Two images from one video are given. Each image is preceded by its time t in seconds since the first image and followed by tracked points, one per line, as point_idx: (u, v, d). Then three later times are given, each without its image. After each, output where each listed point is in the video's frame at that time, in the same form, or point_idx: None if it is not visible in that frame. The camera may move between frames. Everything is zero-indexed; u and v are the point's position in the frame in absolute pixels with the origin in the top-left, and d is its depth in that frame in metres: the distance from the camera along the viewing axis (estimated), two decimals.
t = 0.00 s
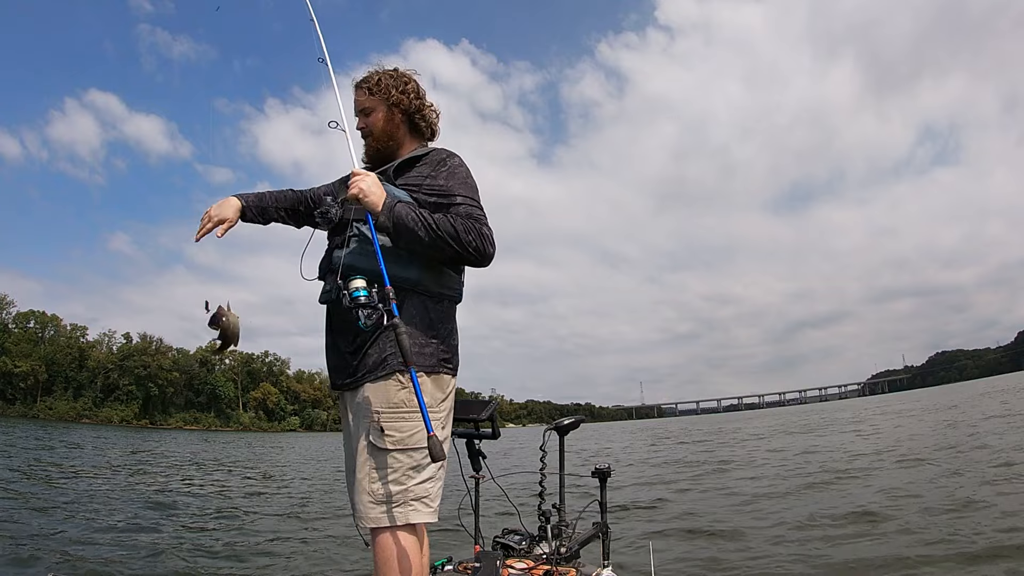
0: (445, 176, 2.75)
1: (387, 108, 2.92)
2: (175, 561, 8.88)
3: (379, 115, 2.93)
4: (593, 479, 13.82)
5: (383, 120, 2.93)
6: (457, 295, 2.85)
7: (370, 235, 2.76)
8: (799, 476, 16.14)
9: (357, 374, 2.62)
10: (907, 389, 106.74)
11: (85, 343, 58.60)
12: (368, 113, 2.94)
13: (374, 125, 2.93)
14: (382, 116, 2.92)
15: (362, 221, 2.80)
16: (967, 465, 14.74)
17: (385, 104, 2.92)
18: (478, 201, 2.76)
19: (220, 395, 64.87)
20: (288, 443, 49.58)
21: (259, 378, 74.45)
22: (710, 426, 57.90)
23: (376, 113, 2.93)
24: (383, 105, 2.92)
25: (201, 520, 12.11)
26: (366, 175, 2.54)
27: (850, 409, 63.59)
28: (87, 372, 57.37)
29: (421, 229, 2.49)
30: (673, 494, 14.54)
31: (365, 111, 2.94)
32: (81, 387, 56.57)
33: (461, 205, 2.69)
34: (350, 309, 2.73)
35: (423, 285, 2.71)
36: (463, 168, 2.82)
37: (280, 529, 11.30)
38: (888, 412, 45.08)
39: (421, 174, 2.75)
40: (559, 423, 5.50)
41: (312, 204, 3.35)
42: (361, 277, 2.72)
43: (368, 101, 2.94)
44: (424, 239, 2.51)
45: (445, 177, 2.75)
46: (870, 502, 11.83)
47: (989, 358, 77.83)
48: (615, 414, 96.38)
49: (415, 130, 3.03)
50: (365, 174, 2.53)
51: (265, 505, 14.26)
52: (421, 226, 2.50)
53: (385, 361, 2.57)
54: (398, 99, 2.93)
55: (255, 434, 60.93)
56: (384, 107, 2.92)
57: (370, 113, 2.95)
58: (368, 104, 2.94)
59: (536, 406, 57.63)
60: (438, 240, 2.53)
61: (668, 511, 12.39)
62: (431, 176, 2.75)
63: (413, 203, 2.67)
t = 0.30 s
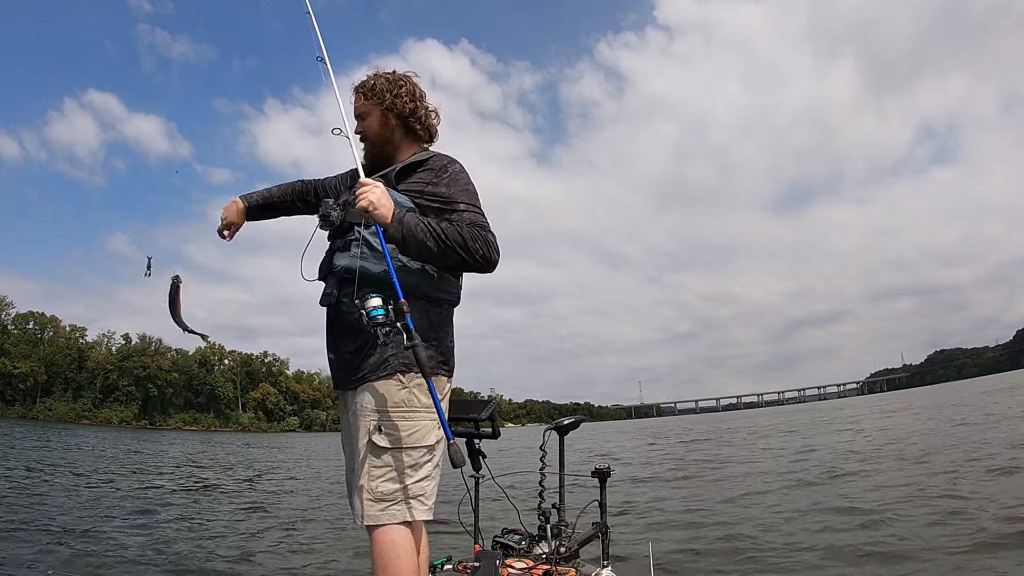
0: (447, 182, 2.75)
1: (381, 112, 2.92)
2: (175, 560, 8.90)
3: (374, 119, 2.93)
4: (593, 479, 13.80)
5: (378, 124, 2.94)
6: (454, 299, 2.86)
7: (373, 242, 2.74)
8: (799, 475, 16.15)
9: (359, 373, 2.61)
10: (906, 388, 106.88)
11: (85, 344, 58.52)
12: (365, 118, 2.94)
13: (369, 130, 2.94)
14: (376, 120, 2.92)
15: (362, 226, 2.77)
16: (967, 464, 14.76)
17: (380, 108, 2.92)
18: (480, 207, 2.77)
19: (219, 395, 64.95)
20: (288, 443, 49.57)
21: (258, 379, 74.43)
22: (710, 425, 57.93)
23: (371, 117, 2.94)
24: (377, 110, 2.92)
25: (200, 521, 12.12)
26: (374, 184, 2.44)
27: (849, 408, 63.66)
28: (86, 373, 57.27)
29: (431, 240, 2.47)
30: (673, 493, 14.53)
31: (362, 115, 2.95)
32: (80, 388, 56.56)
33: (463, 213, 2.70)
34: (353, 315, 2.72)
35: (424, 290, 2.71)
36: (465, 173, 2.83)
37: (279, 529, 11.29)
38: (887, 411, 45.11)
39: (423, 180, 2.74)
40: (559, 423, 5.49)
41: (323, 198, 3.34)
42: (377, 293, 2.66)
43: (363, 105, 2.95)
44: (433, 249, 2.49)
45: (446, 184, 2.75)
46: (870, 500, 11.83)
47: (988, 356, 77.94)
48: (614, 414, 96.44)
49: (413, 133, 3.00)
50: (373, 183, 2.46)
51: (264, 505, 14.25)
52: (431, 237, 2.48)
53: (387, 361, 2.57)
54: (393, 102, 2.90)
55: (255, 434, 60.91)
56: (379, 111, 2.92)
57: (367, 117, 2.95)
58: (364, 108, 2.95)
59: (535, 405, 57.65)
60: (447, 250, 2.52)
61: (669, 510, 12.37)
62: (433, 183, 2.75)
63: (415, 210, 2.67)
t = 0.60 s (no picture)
0: (430, 177, 2.75)
1: (371, 111, 2.92)
2: (176, 561, 8.94)
3: (364, 119, 2.94)
4: (593, 478, 13.79)
5: (369, 124, 2.94)
6: (451, 294, 2.84)
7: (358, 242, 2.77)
8: (799, 474, 16.14)
9: (353, 373, 2.63)
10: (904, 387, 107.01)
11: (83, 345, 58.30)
12: (355, 118, 2.95)
13: (360, 129, 2.94)
14: (367, 119, 2.93)
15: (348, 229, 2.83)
16: (966, 462, 14.74)
17: (371, 108, 2.93)
18: (464, 202, 2.74)
19: (218, 396, 64.88)
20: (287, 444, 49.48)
21: (257, 379, 74.27)
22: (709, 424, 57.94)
23: (361, 117, 2.94)
24: (368, 109, 2.93)
25: (201, 522, 12.16)
26: (353, 181, 2.54)
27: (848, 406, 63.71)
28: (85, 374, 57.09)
29: (407, 233, 2.47)
30: (673, 492, 14.53)
31: (352, 115, 2.96)
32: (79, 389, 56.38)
33: (445, 207, 2.68)
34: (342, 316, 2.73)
35: (414, 287, 2.69)
36: (450, 169, 2.82)
37: (280, 530, 11.27)
38: (885, 409, 45.22)
39: (406, 177, 2.75)
40: (559, 423, 5.49)
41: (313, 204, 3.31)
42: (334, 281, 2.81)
43: (354, 106, 2.96)
44: (408, 243, 2.48)
45: (429, 179, 2.74)
46: (870, 499, 11.84)
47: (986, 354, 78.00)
48: (613, 413, 96.45)
49: (404, 134, 3.01)
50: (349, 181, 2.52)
51: (265, 506, 14.24)
52: (407, 229, 2.48)
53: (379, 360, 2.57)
54: (382, 102, 2.92)
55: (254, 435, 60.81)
56: (370, 110, 2.93)
57: (357, 117, 2.96)
58: (355, 108, 2.95)
59: (534, 405, 57.63)
60: (424, 244, 2.51)
61: (669, 509, 12.36)
62: (416, 179, 2.75)
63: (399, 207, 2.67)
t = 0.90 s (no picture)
0: (432, 172, 2.75)
1: (377, 107, 2.94)
2: (176, 559, 8.95)
3: (369, 115, 2.95)
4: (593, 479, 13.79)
5: (373, 120, 2.95)
6: (451, 293, 2.85)
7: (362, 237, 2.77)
8: (798, 476, 16.13)
9: (354, 376, 2.63)
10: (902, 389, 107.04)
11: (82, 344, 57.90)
12: (359, 113, 2.96)
13: (365, 124, 2.94)
14: (373, 115, 2.94)
15: (351, 227, 2.83)
16: (966, 464, 14.73)
17: (376, 103, 2.95)
18: (466, 197, 2.76)
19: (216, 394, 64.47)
20: (285, 443, 49.43)
21: (256, 378, 74.16)
22: (707, 425, 57.88)
23: (366, 113, 2.96)
24: (373, 105, 2.95)
25: (201, 519, 12.16)
26: (359, 164, 2.58)
27: (846, 408, 63.65)
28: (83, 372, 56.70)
29: (412, 220, 2.49)
30: (672, 493, 14.51)
31: (356, 110, 2.97)
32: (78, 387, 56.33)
33: (448, 200, 2.68)
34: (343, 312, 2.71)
35: (416, 286, 2.70)
36: (452, 165, 2.83)
37: (283, 529, 11.23)
38: (884, 411, 45.27)
39: (409, 174, 2.75)
40: (560, 423, 5.49)
41: (308, 199, 3.33)
42: (337, 256, 2.80)
43: (359, 101, 2.97)
44: (413, 231, 2.50)
45: (431, 175, 2.75)
46: (869, 500, 11.85)
47: (985, 357, 78.05)
48: (612, 414, 96.34)
49: (406, 131, 3.04)
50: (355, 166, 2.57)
51: (266, 505, 14.19)
52: (412, 218, 2.50)
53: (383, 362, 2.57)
54: (388, 99, 2.96)
55: (252, 434, 60.64)
56: (375, 106, 2.95)
57: (361, 112, 2.97)
58: (360, 104, 2.96)
59: (533, 405, 57.59)
60: (428, 232, 2.52)
61: (669, 510, 12.35)
62: (418, 175, 2.75)
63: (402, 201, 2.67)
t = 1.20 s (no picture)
0: (432, 171, 2.75)
1: (372, 103, 2.96)
2: (176, 556, 8.99)
3: (364, 110, 2.95)
4: (593, 479, 13.79)
5: (369, 115, 2.95)
6: (449, 291, 2.85)
7: (363, 235, 2.77)
8: (797, 476, 16.14)
9: (353, 375, 2.62)
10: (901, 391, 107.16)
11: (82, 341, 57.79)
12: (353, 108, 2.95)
13: (361, 119, 2.92)
14: (367, 110, 2.94)
15: (353, 224, 2.81)
16: (965, 466, 14.76)
17: (370, 101, 2.97)
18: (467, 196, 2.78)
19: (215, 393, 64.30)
20: (284, 441, 49.46)
21: (255, 377, 74.12)
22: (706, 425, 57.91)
23: (361, 108, 2.95)
24: (367, 101, 2.96)
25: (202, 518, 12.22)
26: (370, 153, 2.54)
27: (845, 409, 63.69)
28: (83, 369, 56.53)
29: (421, 214, 2.48)
30: (671, 493, 14.51)
31: (350, 106, 2.96)
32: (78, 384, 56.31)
33: (450, 198, 2.69)
34: (344, 311, 2.70)
35: (416, 284, 2.70)
36: (450, 165, 2.85)
37: (284, 528, 11.19)
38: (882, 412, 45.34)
39: (408, 172, 2.74)
40: (559, 423, 5.49)
41: (296, 198, 3.32)
42: (358, 240, 2.73)
43: (352, 96, 2.97)
44: (422, 224, 2.49)
45: (431, 173, 2.75)
46: (869, 501, 11.86)
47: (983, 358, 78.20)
48: (610, 414, 96.37)
49: (399, 129, 3.08)
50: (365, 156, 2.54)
51: (266, 504, 14.15)
52: (422, 212, 2.50)
53: (383, 360, 2.57)
54: (382, 95, 2.99)
55: (251, 433, 60.61)
56: (368, 102, 2.96)
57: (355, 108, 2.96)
58: (355, 99, 2.96)
59: (532, 405, 57.61)
60: (437, 228, 2.52)
61: (669, 510, 12.35)
62: (417, 174, 2.75)
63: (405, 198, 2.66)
